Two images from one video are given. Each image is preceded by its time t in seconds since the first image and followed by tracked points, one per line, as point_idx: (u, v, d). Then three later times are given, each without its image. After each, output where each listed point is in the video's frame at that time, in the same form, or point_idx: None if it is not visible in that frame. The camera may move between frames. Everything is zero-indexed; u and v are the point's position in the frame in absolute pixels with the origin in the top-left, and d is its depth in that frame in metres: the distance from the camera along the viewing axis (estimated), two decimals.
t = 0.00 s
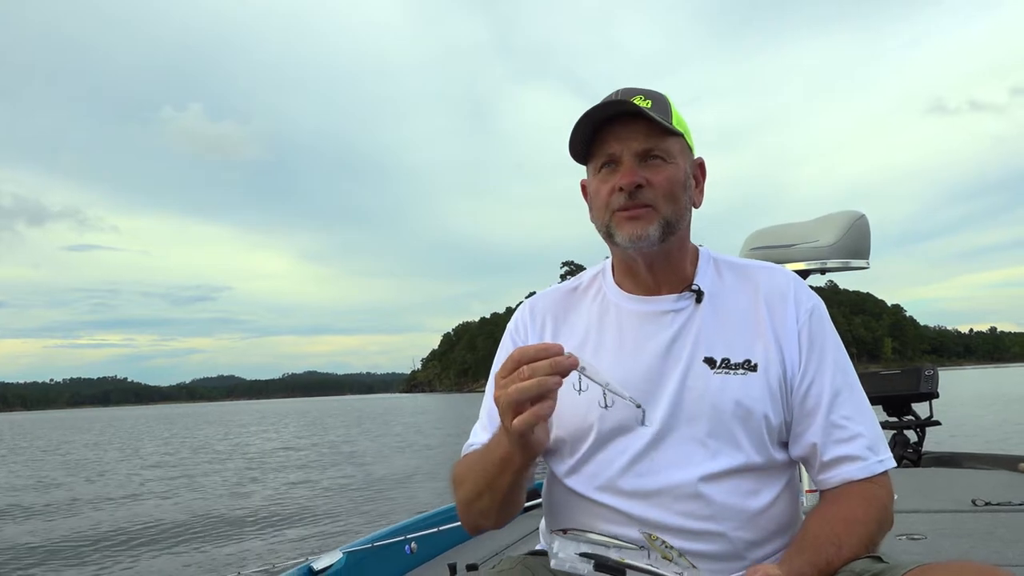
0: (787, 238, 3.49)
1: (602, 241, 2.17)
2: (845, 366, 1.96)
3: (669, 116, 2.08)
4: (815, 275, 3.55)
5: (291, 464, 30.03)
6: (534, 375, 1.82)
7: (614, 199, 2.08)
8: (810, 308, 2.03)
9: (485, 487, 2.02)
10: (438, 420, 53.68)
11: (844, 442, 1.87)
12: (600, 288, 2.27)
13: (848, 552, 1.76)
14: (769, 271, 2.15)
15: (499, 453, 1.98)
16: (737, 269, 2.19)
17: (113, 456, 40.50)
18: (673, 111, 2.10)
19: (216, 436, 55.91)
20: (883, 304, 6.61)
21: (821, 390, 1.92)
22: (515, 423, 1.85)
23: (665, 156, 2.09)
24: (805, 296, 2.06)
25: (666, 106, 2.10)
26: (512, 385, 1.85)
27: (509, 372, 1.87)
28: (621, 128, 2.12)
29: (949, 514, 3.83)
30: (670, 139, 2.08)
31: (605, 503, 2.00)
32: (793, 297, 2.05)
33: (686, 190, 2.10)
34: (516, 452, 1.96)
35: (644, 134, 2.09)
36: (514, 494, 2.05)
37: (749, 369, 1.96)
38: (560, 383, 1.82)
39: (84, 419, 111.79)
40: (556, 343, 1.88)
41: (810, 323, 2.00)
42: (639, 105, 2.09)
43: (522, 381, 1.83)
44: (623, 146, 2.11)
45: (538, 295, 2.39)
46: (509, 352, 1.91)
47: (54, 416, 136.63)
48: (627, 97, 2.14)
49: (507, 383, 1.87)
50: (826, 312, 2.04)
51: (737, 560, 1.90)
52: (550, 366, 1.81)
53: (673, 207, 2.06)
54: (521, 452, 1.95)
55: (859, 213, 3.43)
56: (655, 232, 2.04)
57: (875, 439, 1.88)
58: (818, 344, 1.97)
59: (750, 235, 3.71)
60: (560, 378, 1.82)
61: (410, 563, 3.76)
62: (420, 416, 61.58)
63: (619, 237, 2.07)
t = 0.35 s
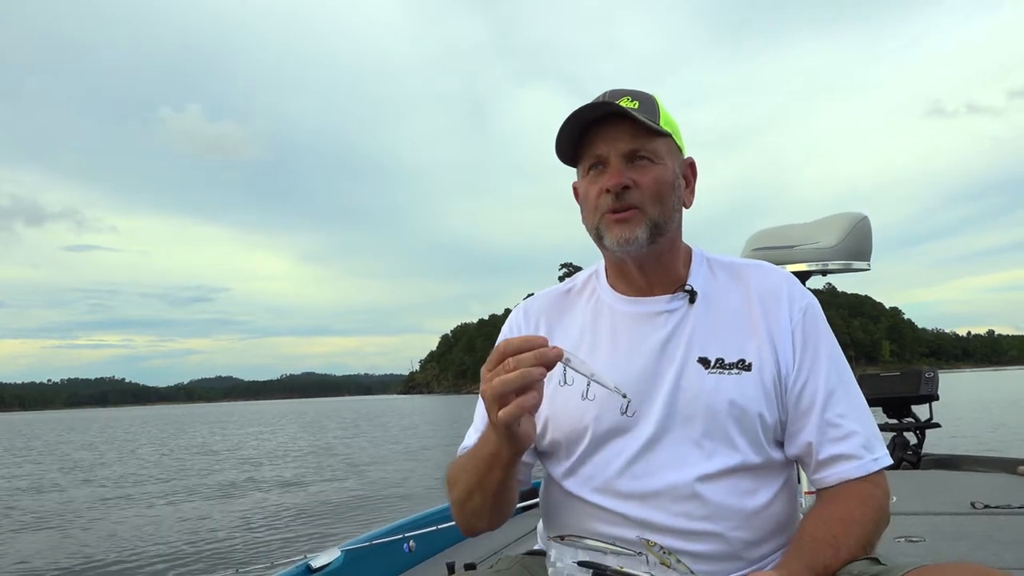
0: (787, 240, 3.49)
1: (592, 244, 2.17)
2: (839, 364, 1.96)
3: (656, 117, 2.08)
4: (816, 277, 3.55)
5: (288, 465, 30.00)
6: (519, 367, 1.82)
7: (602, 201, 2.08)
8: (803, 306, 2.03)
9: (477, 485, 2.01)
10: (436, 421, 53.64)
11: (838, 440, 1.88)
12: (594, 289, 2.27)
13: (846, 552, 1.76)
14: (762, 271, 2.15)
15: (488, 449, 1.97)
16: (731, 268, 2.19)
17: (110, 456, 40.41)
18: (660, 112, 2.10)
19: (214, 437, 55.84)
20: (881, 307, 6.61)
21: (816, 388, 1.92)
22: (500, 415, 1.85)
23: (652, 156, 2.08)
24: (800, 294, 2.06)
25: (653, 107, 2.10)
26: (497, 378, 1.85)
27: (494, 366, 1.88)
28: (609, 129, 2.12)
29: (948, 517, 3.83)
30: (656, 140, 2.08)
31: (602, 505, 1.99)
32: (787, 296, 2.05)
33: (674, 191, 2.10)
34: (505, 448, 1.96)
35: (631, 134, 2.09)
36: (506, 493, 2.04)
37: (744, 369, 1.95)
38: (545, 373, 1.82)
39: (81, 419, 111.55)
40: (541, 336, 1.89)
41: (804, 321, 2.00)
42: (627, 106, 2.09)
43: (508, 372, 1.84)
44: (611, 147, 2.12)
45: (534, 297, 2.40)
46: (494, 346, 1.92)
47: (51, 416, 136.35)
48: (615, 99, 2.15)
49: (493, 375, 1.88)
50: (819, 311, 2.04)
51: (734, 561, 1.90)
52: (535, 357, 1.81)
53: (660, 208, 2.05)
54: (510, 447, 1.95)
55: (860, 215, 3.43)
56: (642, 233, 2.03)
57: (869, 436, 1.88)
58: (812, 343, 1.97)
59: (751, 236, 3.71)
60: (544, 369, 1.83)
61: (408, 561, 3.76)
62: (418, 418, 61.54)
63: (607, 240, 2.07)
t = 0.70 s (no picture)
0: (779, 239, 3.50)
1: (601, 243, 2.16)
2: (839, 369, 1.96)
3: (672, 118, 2.10)
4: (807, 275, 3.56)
5: (283, 463, 29.97)
6: (532, 368, 1.83)
7: (619, 201, 2.07)
8: (803, 310, 2.03)
9: (476, 483, 2.01)
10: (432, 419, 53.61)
11: (835, 444, 1.88)
12: (594, 290, 2.27)
13: (842, 552, 1.77)
14: (763, 273, 2.15)
15: (491, 447, 1.97)
16: (730, 270, 2.20)
17: (104, 455, 40.31)
18: (674, 113, 2.12)
19: (209, 435, 55.72)
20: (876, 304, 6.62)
21: (814, 392, 1.92)
22: (510, 415, 1.84)
23: (668, 157, 2.10)
24: (799, 298, 2.07)
25: (668, 108, 2.11)
26: (509, 377, 1.85)
27: (505, 366, 1.88)
28: (625, 128, 2.11)
29: (944, 514, 3.84)
30: (672, 141, 2.10)
31: (599, 505, 2.00)
32: (787, 300, 2.06)
33: (687, 193, 2.12)
34: (507, 445, 1.96)
35: (649, 134, 2.10)
36: (504, 491, 2.04)
37: (743, 372, 1.96)
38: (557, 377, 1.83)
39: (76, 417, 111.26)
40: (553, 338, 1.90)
41: (804, 325, 2.01)
42: (648, 103, 2.08)
43: (520, 374, 1.84)
44: (626, 147, 2.11)
45: (533, 296, 2.39)
46: (506, 345, 1.92)
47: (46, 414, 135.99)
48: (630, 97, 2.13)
49: (503, 375, 1.88)
50: (819, 315, 2.04)
51: (730, 562, 1.91)
52: (549, 360, 1.82)
53: (677, 208, 2.07)
54: (511, 444, 1.94)
55: (851, 213, 3.44)
56: (660, 234, 2.05)
57: (867, 441, 1.88)
58: (811, 346, 1.98)
59: (743, 236, 3.72)
60: (557, 373, 1.84)
61: (405, 569, 3.76)
62: (414, 416, 61.51)
63: (623, 240, 2.07)
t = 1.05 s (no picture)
0: (782, 240, 3.50)
1: (604, 241, 2.14)
2: (840, 369, 1.96)
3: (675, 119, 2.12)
4: (809, 276, 3.56)
5: (281, 463, 29.91)
6: (502, 354, 1.83)
7: (623, 199, 2.07)
8: (803, 311, 2.03)
9: (467, 478, 2.02)
10: (430, 420, 53.57)
11: (835, 443, 1.88)
12: (595, 290, 2.27)
13: (844, 552, 1.77)
14: (764, 273, 2.16)
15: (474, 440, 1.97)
16: (731, 271, 2.20)
17: (102, 455, 40.17)
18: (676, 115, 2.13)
19: (206, 435, 55.54)
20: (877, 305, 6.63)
21: (814, 392, 1.93)
22: (484, 402, 1.84)
23: (671, 157, 2.11)
24: (800, 299, 2.07)
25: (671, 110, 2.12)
26: (480, 365, 1.85)
27: (475, 355, 1.87)
28: (629, 127, 2.12)
29: (945, 515, 3.85)
30: (674, 141, 2.11)
31: (601, 505, 2.00)
32: (787, 300, 2.06)
33: (688, 193, 2.12)
34: (490, 436, 1.95)
35: (653, 134, 2.11)
36: (495, 484, 2.04)
37: (744, 371, 1.96)
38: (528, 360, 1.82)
39: (73, 416, 111.08)
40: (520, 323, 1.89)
41: (804, 325, 2.01)
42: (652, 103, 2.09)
43: (491, 359, 1.83)
44: (631, 146, 2.11)
45: (535, 296, 2.40)
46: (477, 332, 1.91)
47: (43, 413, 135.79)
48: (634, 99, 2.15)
49: (474, 363, 1.87)
50: (820, 316, 2.04)
51: (730, 562, 1.91)
52: (517, 344, 1.82)
53: (681, 206, 2.07)
54: (494, 434, 1.94)
55: (854, 214, 3.44)
56: (664, 230, 2.04)
57: (868, 440, 1.88)
58: (812, 347, 1.98)
59: (745, 237, 3.72)
60: (527, 355, 1.83)
61: (406, 569, 3.75)
62: (412, 416, 61.47)
63: (626, 236, 2.06)
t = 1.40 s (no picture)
0: (788, 240, 3.49)
1: (600, 240, 2.14)
2: (838, 362, 1.96)
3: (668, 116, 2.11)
4: (815, 277, 3.56)
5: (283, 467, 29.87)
6: (476, 358, 1.85)
7: (616, 197, 2.06)
8: (802, 304, 2.03)
9: (461, 484, 2.02)
10: (432, 423, 53.51)
11: (836, 436, 1.88)
12: (594, 289, 2.26)
13: (848, 552, 1.76)
14: (762, 268, 2.15)
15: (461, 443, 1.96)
16: (729, 266, 2.20)
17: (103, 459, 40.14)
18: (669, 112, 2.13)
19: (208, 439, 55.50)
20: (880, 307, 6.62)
21: (813, 385, 1.92)
22: (461, 406, 1.85)
23: (663, 154, 2.10)
24: (797, 293, 2.07)
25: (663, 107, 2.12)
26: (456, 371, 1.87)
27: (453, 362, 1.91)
28: (621, 125, 2.12)
29: (949, 517, 3.84)
30: (667, 137, 2.10)
31: (604, 503, 1.99)
32: (785, 294, 2.06)
33: (682, 189, 2.12)
34: (478, 440, 1.96)
35: (644, 132, 2.10)
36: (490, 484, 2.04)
37: (742, 365, 1.96)
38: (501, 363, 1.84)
39: (75, 421, 111.13)
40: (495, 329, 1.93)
41: (802, 318, 2.01)
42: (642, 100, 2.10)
43: (469, 364, 1.85)
44: (623, 144, 2.11)
45: (534, 298, 2.39)
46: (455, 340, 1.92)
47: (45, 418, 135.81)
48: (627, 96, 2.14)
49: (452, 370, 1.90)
50: (818, 309, 2.04)
51: (735, 558, 1.90)
52: (490, 347, 1.85)
53: (673, 204, 2.06)
54: (480, 437, 1.94)
55: (862, 214, 3.43)
56: (656, 228, 2.03)
57: (867, 432, 1.88)
58: (811, 341, 1.97)
59: (751, 236, 3.71)
60: (501, 357, 1.86)
61: (410, 562, 3.76)
62: (414, 420, 61.42)
63: (621, 234, 2.05)
